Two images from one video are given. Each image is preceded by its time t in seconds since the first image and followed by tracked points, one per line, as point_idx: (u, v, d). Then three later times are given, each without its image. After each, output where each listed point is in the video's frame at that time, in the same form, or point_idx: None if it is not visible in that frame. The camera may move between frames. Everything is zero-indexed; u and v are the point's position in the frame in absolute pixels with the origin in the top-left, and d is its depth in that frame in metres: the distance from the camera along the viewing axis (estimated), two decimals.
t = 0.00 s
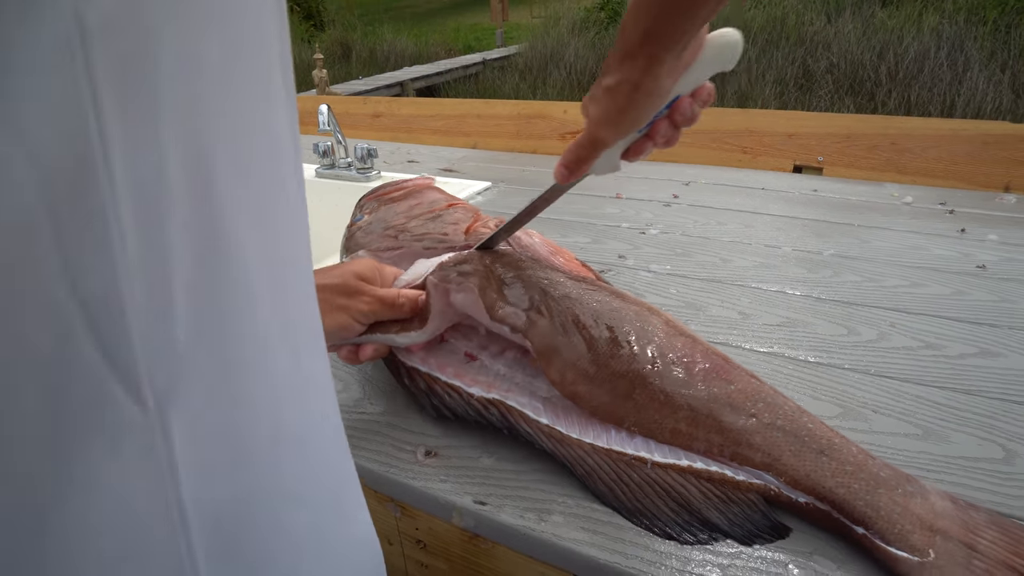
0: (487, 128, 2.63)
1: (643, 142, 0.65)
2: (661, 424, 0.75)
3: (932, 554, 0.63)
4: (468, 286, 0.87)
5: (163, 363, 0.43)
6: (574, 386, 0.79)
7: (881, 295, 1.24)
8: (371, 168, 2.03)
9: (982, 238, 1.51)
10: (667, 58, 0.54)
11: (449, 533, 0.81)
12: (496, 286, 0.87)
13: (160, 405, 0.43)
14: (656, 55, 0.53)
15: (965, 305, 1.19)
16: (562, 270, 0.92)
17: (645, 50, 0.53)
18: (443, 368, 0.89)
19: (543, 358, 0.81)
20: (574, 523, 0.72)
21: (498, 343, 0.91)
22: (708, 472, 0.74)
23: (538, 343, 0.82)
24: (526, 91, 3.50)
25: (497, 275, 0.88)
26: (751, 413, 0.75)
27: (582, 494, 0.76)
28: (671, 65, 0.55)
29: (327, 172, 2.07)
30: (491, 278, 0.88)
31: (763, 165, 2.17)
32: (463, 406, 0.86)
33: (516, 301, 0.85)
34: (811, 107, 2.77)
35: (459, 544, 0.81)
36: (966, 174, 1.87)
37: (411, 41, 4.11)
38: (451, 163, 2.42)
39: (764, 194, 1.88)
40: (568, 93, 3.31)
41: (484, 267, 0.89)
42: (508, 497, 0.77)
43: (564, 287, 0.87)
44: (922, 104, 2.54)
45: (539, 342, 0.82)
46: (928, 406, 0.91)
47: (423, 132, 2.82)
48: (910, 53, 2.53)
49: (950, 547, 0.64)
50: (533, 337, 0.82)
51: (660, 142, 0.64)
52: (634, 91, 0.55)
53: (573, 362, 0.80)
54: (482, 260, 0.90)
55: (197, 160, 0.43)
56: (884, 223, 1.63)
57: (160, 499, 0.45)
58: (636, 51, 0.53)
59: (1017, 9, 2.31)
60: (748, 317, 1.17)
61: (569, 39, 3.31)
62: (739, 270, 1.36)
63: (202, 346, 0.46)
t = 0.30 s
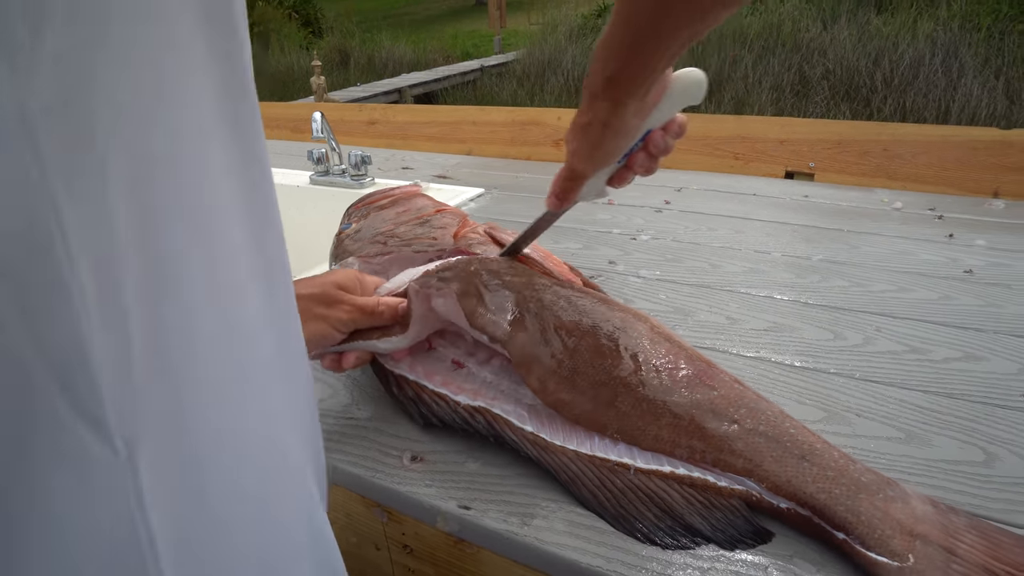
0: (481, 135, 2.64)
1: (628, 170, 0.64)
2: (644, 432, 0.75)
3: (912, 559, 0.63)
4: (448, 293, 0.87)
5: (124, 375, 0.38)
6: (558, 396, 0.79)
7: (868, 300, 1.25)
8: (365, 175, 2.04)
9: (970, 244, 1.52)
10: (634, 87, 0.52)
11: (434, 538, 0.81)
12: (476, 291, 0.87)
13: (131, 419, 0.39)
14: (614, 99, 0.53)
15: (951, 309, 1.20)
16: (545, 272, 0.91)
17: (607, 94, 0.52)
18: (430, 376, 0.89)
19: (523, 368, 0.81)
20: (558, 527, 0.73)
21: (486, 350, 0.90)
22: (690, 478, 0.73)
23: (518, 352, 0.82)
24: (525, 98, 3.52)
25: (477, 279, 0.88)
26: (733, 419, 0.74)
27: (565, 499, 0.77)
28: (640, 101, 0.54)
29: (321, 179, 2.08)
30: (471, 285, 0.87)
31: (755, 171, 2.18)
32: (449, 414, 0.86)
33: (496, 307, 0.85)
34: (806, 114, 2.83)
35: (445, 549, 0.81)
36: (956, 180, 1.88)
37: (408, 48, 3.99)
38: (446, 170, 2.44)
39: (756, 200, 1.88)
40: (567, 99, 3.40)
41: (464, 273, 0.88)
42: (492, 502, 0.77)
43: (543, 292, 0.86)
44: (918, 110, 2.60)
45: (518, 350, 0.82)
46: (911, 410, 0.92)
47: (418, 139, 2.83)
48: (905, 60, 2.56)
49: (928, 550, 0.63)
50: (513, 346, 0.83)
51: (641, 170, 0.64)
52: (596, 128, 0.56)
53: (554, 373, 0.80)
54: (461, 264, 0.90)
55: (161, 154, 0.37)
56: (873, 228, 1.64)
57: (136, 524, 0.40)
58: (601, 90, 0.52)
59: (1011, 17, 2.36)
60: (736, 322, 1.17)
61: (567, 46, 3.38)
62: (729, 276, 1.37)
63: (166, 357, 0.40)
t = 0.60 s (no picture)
0: (471, 143, 2.66)
1: None
2: (625, 445, 0.76)
3: (883, 565, 0.64)
4: (430, 332, 0.85)
5: (73, 367, 0.39)
6: (540, 413, 0.79)
7: (849, 308, 1.26)
8: (354, 183, 2.04)
9: (951, 253, 1.54)
10: None
11: (413, 545, 0.81)
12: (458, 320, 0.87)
13: (65, 412, 0.39)
14: None
15: (930, 318, 1.22)
16: (525, 290, 0.93)
17: None
18: (410, 390, 0.87)
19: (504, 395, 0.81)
20: (535, 535, 0.74)
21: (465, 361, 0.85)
22: (667, 487, 0.74)
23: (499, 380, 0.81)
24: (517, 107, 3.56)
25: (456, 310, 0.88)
26: (710, 428, 0.75)
27: (543, 506, 0.77)
28: None
29: (310, 187, 2.08)
30: (451, 313, 0.88)
31: (742, 180, 2.20)
32: (429, 426, 0.86)
33: (476, 338, 0.85)
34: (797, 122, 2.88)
35: (424, 556, 0.81)
36: (939, 190, 1.91)
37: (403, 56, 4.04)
38: (435, 178, 2.45)
39: (742, 209, 1.90)
40: (559, 107, 3.47)
41: (444, 301, 0.89)
42: (470, 510, 0.77)
43: (522, 313, 0.87)
44: (906, 119, 2.65)
45: (499, 377, 0.81)
46: (889, 418, 0.93)
47: (409, 147, 2.84)
48: (893, 70, 2.64)
49: (900, 556, 0.64)
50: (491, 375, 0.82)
51: None
52: None
53: (536, 394, 0.80)
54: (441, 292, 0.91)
55: (109, 151, 0.38)
56: (856, 237, 1.66)
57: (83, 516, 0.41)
58: None
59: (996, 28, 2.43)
60: (718, 330, 1.19)
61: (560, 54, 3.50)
62: (712, 284, 1.38)
63: (108, 347, 0.40)
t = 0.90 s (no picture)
0: (467, 146, 2.66)
1: None
2: (614, 442, 0.75)
3: (871, 559, 0.64)
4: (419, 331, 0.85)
5: None
6: (528, 412, 0.78)
7: (842, 306, 1.26)
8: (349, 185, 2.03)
9: (943, 250, 1.55)
10: None
11: (405, 544, 0.81)
12: (441, 321, 0.86)
13: None
14: None
15: (922, 314, 1.22)
16: (515, 290, 0.92)
17: None
18: (400, 389, 0.86)
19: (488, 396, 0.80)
20: (525, 532, 0.74)
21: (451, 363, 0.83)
22: (656, 484, 0.74)
23: (484, 381, 0.81)
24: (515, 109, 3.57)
25: (439, 312, 0.87)
26: (699, 425, 0.75)
27: (533, 505, 0.78)
28: None
29: (306, 190, 2.08)
30: (434, 315, 0.87)
31: (736, 180, 2.21)
32: (420, 425, 0.87)
33: (456, 340, 0.84)
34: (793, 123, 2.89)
35: (416, 555, 0.81)
36: (932, 188, 1.91)
37: (400, 59, 4.03)
38: (431, 180, 2.45)
39: (736, 208, 1.90)
40: (557, 108, 3.47)
41: (428, 304, 0.88)
42: (461, 508, 0.78)
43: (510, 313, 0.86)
44: (902, 119, 2.68)
45: (484, 378, 0.81)
46: (880, 413, 0.93)
47: (405, 150, 2.83)
48: (890, 71, 2.66)
49: (888, 550, 0.64)
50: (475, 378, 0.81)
51: None
52: None
53: (522, 394, 0.79)
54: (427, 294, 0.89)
55: None
56: (850, 235, 1.66)
57: None
58: None
59: (991, 29, 2.45)
60: (710, 328, 1.19)
61: (558, 57, 3.50)
62: (705, 283, 1.38)
63: None
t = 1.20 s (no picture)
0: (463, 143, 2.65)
1: None
2: (610, 438, 0.77)
3: (869, 555, 0.64)
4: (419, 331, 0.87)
5: None
6: (523, 410, 0.80)
7: (839, 301, 1.26)
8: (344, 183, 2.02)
9: (940, 245, 1.54)
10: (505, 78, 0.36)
11: (401, 542, 0.81)
12: (438, 323, 0.88)
13: None
14: None
15: (919, 309, 1.22)
16: (511, 287, 0.93)
17: None
18: (397, 388, 0.88)
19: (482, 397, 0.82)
20: (521, 530, 0.73)
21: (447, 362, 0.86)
22: (653, 481, 0.75)
23: (479, 382, 0.83)
24: (511, 106, 3.57)
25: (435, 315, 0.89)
26: (696, 421, 0.76)
27: (526, 501, 0.77)
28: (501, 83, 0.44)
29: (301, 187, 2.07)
30: (430, 318, 0.89)
31: (733, 176, 2.20)
32: (416, 422, 0.86)
33: (450, 342, 0.86)
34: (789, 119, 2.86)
35: (412, 552, 0.81)
36: (929, 184, 1.91)
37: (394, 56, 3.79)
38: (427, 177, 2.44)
39: (733, 204, 1.90)
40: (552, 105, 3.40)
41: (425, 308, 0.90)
42: (457, 505, 0.77)
43: (506, 312, 0.87)
44: (898, 116, 2.65)
45: (479, 379, 0.83)
46: (877, 409, 0.93)
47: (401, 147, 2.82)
48: (886, 66, 2.68)
49: (886, 546, 0.64)
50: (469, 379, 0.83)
51: None
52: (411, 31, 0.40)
53: (516, 393, 0.81)
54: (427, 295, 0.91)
55: None
56: (847, 231, 1.66)
57: None
58: None
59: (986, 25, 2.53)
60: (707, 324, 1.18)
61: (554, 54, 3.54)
62: (702, 279, 1.38)
63: None
